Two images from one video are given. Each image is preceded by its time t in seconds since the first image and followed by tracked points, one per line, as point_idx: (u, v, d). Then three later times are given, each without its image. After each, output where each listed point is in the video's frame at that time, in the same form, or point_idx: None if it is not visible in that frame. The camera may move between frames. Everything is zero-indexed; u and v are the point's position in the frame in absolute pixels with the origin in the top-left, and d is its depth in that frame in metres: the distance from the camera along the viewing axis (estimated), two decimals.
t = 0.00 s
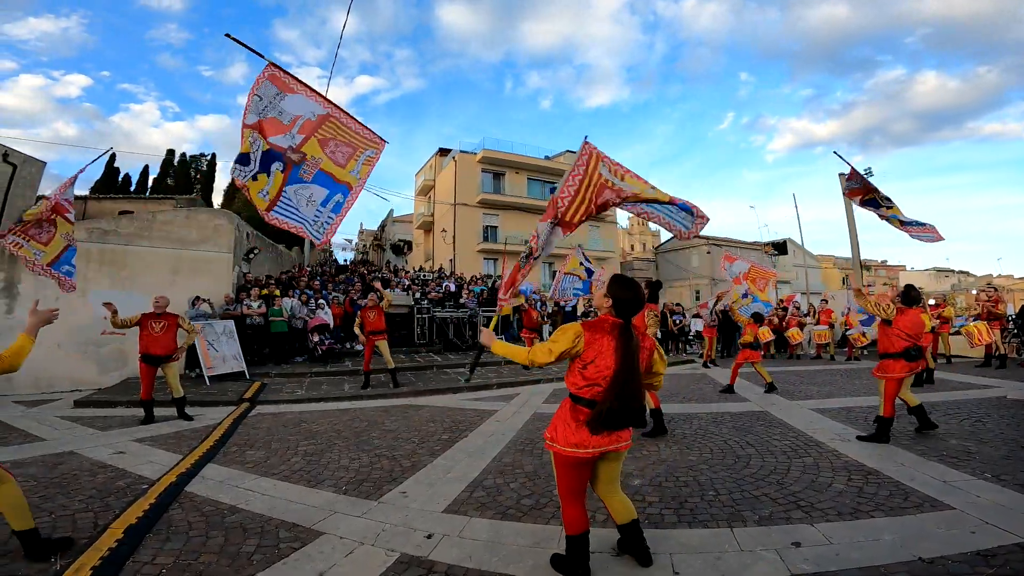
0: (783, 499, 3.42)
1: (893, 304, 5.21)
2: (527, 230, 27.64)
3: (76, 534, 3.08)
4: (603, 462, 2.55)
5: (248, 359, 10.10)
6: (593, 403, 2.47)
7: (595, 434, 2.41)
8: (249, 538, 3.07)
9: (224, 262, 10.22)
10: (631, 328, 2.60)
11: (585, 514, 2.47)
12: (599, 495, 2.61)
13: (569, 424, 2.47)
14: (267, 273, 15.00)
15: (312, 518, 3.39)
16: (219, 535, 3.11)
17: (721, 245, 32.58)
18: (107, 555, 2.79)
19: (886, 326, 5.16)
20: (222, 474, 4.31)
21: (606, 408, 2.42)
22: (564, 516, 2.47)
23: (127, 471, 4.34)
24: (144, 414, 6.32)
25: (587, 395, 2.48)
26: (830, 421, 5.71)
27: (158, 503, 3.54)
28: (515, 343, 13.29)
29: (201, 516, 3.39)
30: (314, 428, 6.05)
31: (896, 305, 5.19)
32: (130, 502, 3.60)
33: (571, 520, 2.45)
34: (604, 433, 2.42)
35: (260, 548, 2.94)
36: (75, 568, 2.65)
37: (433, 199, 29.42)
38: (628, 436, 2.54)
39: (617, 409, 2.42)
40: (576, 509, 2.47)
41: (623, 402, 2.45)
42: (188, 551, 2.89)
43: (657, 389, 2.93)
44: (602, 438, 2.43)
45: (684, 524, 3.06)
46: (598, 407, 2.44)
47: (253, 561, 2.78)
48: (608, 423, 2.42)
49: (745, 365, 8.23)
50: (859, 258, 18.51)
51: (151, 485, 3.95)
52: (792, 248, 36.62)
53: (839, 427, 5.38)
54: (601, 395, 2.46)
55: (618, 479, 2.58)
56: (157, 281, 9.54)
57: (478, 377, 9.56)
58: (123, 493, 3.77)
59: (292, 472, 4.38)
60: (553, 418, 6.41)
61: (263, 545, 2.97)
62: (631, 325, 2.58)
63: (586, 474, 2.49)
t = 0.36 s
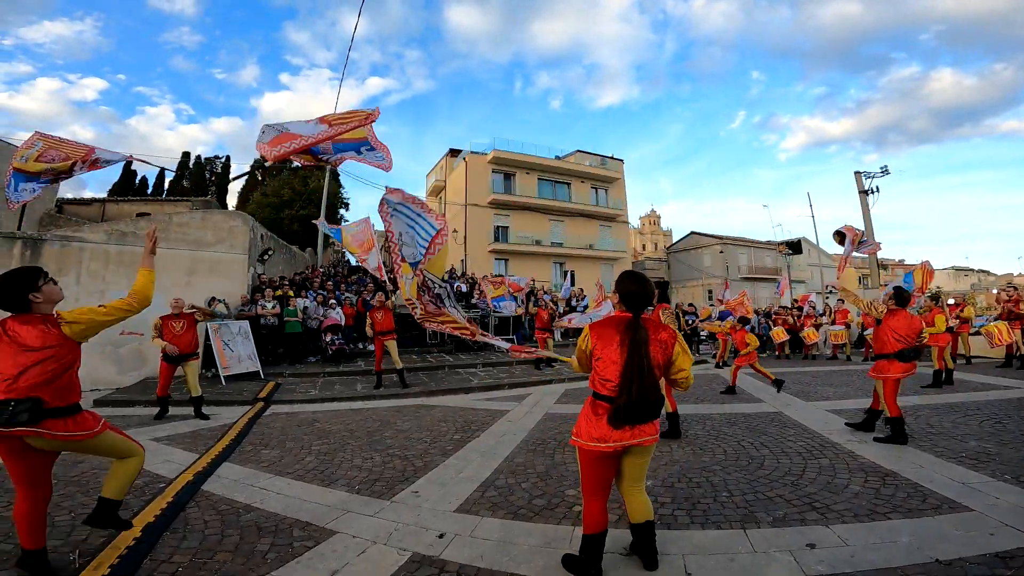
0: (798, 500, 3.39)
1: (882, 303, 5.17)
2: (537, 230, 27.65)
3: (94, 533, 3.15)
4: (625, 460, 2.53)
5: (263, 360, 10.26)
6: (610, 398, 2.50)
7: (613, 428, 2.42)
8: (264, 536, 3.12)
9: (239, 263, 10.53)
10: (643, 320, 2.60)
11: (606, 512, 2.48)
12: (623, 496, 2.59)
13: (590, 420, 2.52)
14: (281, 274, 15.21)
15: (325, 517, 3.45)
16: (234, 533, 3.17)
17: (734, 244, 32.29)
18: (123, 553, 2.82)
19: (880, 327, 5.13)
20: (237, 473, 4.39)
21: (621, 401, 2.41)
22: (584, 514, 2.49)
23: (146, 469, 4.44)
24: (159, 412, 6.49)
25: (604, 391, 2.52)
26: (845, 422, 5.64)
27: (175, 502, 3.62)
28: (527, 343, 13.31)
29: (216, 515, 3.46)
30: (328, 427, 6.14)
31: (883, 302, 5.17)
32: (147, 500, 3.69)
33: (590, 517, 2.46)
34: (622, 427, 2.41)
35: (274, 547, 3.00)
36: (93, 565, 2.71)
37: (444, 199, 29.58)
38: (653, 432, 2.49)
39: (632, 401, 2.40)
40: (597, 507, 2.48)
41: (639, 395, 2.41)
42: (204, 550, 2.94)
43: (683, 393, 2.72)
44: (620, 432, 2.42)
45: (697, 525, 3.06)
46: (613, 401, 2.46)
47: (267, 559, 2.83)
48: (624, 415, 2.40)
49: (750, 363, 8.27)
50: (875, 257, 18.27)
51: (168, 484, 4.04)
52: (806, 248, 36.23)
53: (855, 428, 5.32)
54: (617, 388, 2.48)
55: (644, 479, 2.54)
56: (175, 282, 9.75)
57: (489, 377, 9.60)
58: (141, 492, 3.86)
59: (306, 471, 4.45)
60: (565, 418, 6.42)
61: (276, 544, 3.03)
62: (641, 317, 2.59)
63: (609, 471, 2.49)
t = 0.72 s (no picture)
0: (809, 501, 3.37)
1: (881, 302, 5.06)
2: (545, 230, 27.65)
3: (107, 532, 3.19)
4: (650, 458, 2.52)
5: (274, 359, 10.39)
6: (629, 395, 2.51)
7: (636, 424, 2.43)
8: (274, 535, 3.16)
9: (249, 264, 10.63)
10: (656, 315, 2.60)
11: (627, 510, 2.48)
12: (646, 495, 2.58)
13: (613, 418, 2.53)
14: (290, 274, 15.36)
15: (334, 516, 3.49)
16: (244, 532, 3.21)
17: (744, 243, 32.06)
18: (137, 552, 2.89)
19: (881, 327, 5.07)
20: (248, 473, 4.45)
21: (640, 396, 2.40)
22: (604, 514, 2.50)
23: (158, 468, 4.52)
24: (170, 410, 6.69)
25: (624, 389, 2.53)
26: (857, 422, 5.59)
27: (186, 501, 3.68)
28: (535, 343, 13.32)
29: (226, 513, 3.52)
30: (337, 427, 6.20)
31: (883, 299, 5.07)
32: (160, 499, 3.76)
33: (610, 516, 2.47)
34: (642, 421, 2.41)
35: (284, 546, 3.03)
36: (109, 563, 2.76)
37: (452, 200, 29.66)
38: (677, 426, 2.46)
39: (651, 395, 2.38)
40: (617, 507, 2.48)
41: (658, 389, 2.39)
42: (215, 549, 2.98)
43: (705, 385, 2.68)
44: (641, 428, 2.41)
45: (706, 525, 3.05)
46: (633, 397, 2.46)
47: (277, 558, 2.87)
48: (644, 410, 2.39)
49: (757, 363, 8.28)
50: (888, 256, 18.04)
51: (180, 483, 4.10)
52: (818, 247, 35.92)
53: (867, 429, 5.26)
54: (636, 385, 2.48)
55: (671, 476, 2.51)
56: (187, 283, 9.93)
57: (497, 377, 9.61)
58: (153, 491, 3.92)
59: (316, 471, 4.49)
60: (573, 418, 6.42)
61: (286, 543, 3.06)
62: (654, 312, 2.59)
63: (632, 468, 2.49)
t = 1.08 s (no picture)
0: (816, 502, 3.36)
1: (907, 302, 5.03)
2: (551, 230, 27.65)
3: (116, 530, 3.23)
4: (657, 458, 2.52)
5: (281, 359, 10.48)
6: (635, 395, 2.51)
7: (642, 424, 2.43)
8: (281, 534, 3.19)
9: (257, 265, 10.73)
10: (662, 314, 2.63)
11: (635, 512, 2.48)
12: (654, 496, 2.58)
13: (619, 418, 2.53)
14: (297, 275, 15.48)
15: (341, 515, 3.52)
16: (252, 532, 3.24)
17: (751, 242, 31.91)
18: (147, 550, 2.94)
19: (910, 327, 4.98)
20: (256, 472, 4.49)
21: (647, 394, 2.41)
22: (612, 516, 2.50)
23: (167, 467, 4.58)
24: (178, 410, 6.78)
25: (630, 389, 2.53)
26: (865, 423, 5.56)
27: (194, 500, 3.73)
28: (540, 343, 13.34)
29: (234, 512, 3.56)
30: (344, 427, 6.25)
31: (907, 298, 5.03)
32: (169, 498, 3.81)
33: (618, 518, 2.48)
34: (649, 421, 2.42)
35: (291, 545, 3.07)
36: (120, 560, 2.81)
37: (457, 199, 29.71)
38: (685, 426, 2.47)
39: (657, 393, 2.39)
40: (624, 508, 2.49)
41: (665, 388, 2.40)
42: (223, 548, 3.02)
43: (713, 392, 2.64)
44: (648, 427, 2.42)
45: (713, 526, 3.05)
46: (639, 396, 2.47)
47: (285, 557, 2.90)
48: (650, 409, 2.40)
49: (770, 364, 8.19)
50: (896, 255, 17.93)
51: (188, 482, 4.15)
52: (825, 246, 35.72)
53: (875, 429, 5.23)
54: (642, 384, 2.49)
55: (680, 477, 2.51)
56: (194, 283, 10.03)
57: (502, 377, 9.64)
58: (161, 490, 3.97)
59: (323, 470, 4.54)
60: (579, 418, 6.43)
61: (293, 543, 3.09)
62: (659, 311, 2.62)
63: (640, 469, 2.49)
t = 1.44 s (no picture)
0: (822, 503, 3.35)
1: (939, 298, 5.02)
2: (554, 230, 27.64)
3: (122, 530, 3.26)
4: (651, 462, 2.52)
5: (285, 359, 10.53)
6: (628, 397, 2.51)
7: (635, 426, 2.43)
8: (286, 534, 3.21)
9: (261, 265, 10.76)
10: (654, 314, 2.64)
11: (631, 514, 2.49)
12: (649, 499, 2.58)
13: (611, 422, 2.52)
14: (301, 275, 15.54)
15: (345, 515, 3.54)
16: (257, 532, 3.26)
17: (756, 242, 31.82)
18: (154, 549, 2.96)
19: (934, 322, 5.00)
20: (260, 472, 4.51)
21: (641, 396, 2.40)
22: (610, 518, 2.51)
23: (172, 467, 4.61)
24: (184, 409, 6.83)
25: (623, 392, 2.52)
26: (871, 423, 5.54)
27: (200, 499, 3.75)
28: (544, 343, 13.34)
29: (240, 512, 3.58)
30: (348, 427, 6.27)
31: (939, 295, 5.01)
32: (174, 497, 3.84)
33: (616, 522, 2.49)
34: (642, 423, 2.41)
35: (296, 544, 3.09)
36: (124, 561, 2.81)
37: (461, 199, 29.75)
38: (678, 427, 2.47)
39: (651, 395, 2.38)
40: (623, 512, 2.49)
41: (660, 389, 2.39)
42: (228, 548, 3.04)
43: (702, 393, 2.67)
44: (642, 429, 2.41)
45: (717, 526, 3.05)
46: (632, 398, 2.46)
47: (290, 557, 2.92)
48: (644, 411, 2.39)
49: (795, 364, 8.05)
50: (902, 254, 17.83)
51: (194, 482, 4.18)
52: (831, 245, 35.63)
53: (881, 429, 5.21)
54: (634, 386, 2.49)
55: (673, 478, 2.52)
56: (199, 284, 10.08)
57: (506, 377, 9.64)
58: (167, 490, 4.00)
59: (327, 470, 4.56)
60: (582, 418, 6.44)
61: (298, 542, 3.11)
62: (651, 311, 2.63)
63: (633, 472, 2.49)
